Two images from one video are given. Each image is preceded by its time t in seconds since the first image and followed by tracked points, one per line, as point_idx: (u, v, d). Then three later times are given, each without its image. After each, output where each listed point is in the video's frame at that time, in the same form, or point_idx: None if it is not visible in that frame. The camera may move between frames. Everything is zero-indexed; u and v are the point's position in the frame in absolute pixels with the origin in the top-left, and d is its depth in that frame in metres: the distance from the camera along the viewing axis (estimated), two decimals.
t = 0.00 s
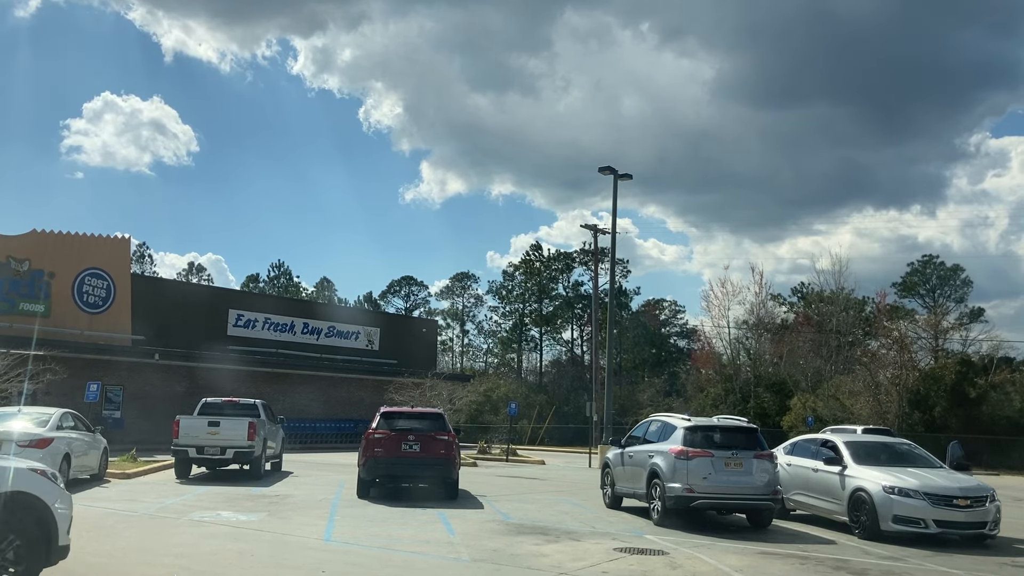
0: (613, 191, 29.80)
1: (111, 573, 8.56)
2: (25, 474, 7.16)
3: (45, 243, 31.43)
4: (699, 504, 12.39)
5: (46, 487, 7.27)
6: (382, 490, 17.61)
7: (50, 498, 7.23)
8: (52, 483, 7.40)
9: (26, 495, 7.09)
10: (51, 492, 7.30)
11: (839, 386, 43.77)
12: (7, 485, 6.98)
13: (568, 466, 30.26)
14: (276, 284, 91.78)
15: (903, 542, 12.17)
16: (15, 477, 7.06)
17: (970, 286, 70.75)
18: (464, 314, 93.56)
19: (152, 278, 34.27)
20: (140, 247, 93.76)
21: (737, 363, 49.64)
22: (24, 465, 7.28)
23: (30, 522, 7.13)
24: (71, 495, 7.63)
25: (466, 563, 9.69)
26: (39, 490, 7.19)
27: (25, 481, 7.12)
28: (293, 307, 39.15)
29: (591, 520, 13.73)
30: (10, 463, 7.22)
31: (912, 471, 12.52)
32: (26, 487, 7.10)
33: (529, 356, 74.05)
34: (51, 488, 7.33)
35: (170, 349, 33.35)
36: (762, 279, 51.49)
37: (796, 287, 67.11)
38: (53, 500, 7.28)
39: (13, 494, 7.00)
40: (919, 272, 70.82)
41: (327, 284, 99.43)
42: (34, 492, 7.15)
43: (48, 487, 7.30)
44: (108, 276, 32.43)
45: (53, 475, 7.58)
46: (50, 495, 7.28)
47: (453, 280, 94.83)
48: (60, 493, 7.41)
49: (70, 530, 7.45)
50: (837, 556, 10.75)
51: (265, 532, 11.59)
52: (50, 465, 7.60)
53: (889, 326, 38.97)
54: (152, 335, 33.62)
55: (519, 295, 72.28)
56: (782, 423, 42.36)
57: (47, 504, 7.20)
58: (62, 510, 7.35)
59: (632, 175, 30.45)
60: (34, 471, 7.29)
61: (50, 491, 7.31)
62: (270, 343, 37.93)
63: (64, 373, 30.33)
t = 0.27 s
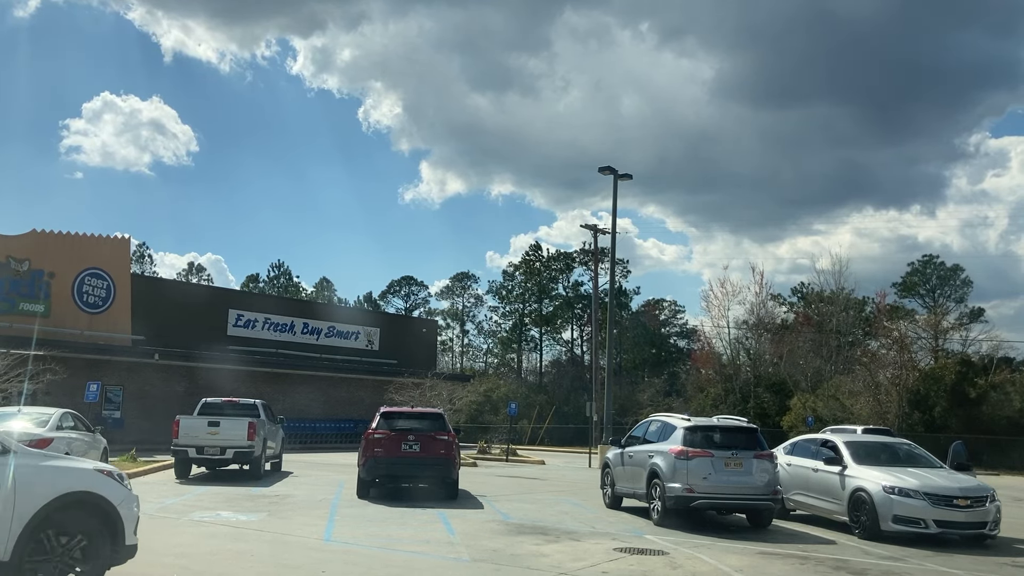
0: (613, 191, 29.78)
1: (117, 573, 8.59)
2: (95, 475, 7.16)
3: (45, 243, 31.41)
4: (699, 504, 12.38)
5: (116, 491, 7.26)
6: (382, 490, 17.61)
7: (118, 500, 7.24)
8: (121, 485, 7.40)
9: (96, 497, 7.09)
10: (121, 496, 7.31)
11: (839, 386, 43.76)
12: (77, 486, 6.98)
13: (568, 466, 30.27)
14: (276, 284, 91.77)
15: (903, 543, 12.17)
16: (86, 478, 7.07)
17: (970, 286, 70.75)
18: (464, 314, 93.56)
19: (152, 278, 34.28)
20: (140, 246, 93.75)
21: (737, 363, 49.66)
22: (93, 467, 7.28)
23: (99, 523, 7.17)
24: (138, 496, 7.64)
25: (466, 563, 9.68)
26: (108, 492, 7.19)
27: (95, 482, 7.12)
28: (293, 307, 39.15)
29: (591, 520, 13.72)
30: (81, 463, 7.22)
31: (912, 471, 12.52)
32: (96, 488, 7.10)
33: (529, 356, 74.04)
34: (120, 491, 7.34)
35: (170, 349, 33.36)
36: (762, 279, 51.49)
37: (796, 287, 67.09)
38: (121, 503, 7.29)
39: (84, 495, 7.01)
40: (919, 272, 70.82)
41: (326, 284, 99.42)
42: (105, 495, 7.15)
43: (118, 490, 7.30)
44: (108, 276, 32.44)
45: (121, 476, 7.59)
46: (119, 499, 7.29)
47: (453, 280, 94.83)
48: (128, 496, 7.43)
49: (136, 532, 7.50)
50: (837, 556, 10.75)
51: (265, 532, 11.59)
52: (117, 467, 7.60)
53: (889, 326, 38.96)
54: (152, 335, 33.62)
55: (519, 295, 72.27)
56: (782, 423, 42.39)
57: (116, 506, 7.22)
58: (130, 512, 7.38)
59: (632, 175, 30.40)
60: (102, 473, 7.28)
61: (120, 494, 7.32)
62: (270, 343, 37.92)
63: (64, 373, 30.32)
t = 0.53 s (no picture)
0: (613, 191, 29.77)
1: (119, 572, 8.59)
2: (147, 476, 7.19)
3: (45, 243, 31.38)
4: (699, 504, 12.39)
5: (169, 491, 7.29)
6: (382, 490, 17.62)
7: (171, 501, 7.27)
8: (174, 486, 7.44)
9: (149, 497, 7.11)
10: (173, 497, 7.33)
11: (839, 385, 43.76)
12: (132, 487, 7.01)
13: (568, 466, 30.27)
14: (276, 284, 91.77)
15: (903, 543, 12.18)
16: (139, 478, 7.10)
17: (970, 286, 70.74)
18: (464, 314, 93.58)
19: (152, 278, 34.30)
20: (140, 246, 93.75)
21: (737, 362, 49.69)
22: (146, 468, 7.31)
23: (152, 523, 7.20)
24: (191, 498, 7.67)
25: (466, 563, 9.69)
26: (161, 492, 7.22)
27: (148, 483, 7.15)
28: (293, 307, 39.16)
29: (591, 520, 13.73)
30: (134, 464, 7.26)
31: (912, 471, 12.53)
32: (151, 489, 7.13)
33: (529, 356, 74.03)
34: (173, 492, 7.36)
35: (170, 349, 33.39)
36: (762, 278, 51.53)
37: (796, 287, 67.07)
38: (173, 504, 7.32)
39: (140, 496, 7.04)
40: (919, 272, 70.83)
41: (326, 284, 99.41)
42: (159, 496, 7.17)
43: (171, 491, 7.34)
44: (108, 276, 32.49)
45: (174, 478, 7.63)
46: (172, 499, 7.32)
47: (453, 280, 94.86)
48: (181, 498, 7.46)
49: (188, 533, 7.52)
50: (837, 556, 10.75)
51: (266, 532, 11.59)
52: (171, 468, 7.63)
53: (889, 326, 38.97)
54: (152, 335, 33.64)
55: (519, 295, 72.28)
56: (782, 423, 42.44)
57: (169, 507, 7.25)
58: (182, 514, 7.41)
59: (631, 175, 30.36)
60: (155, 473, 7.31)
61: (173, 495, 7.35)
62: (269, 343, 37.93)
63: (64, 373, 30.28)
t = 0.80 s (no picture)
0: (613, 191, 29.74)
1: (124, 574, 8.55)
2: (217, 477, 7.14)
3: (45, 243, 31.39)
4: (699, 504, 12.39)
5: (237, 492, 7.21)
6: (382, 489, 17.61)
7: (240, 502, 7.19)
8: (243, 488, 7.37)
9: (217, 499, 7.05)
10: (242, 498, 7.26)
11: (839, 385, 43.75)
12: (200, 489, 6.96)
13: (568, 466, 30.25)
14: (276, 284, 91.77)
15: (903, 542, 12.18)
16: (207, 480, 7.05)
17: (970, 286, 70.71)
18: (464, 314, 93.60)
19: (152, 278, 34.32)
20: (141, 246, 93.72)
21: (737, 363, 49.67)
22: (215, 468, 7.26)
23: (220, 524, 7.13)
24: (262, 500, 7.58)
25: (466, 563, 9.68)
26: (230, 495, 7.15)
27: (216, 484, 7.08)
28: (293, 307, 39.16)
29: (591, 520, 13.73)
30: (204, 465, 7.22)
31: (912, 471, 12.52)
32: (218, 490, 7.07)
33: (529, 356, 74.02)
34: (241, 493, 7.29)
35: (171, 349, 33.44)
36: (762, 279, 51.54)
37: (796, 287, 67.04)
38: (242, 505, 7.23)
39: (208, 496, 6.98)
40: (919, 272, 70.81)
41: (326, 284, 99.39)
42: (226, 498, 7.10)
43: (240, 493, 7.25)
44: (108, 276, 32.50)
45: (244, 479, 7.55)
46: (240, 501, 7.23)
47: (453, 280, 94.87)
48: (250, 499, 7.37)
49: (259, 535, 7.43)
50: (837, 556, 10.75)
51: (266, 532, 11.59)
52: (240, 469, 7.55)
53: (889, 325, 38.99)
54: (152, 335, 33.65)
55: (519, 295, 72.28)
56: (782, 423, 42.46)
57: (236, 508, 7.18)
58: (252, 515, 7.31)
59: (631, 175, 30.30)
60: (224, 475, 7.25)
61: (241, 497, 7.27)
62: (269, 343, 37.93)
63: (64, 373, 30.26)
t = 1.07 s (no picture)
0: (613, 191, 29.71)
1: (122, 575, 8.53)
2: (276, 480, 7.08)
3: (44, 243, 31.35)
4: (698, 504, 12.37)
5: (298, 495, 7.13)
6: (382, 489, 17.60)
7: (300, 505, 7.12)
8: (304, 491, 7.27)
9: (277, 501, 7.01)
10: (302, 501, 7.17)
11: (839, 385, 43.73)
12: (259, 490, 6.94)
13: (568, 466, 30.25)
14: (276, 284, 91.76)
15: (903, 542, 12.17)
16: (267, 482, 7.01)
17: (970, 286, 70.69)
18: (463, 314, 93.60)
19: (152, 278, 34.30)
20: (141, 246, 93.70)
21: (737, 363, 49.64)
22: (276, 470, 7.21)
23: (281, 527, 7.08)
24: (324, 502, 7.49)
25: (466, 563, 9.66)
26: (290, 498, 7.08)
27: (275, 487, 7.04)
28: (293, 307, 39.14)
29: (591, 520, 13.71)
30: (265, 467, 7.18)
31: (912, 471, 12.50)
32: (276, 492, 7.02)
33: (529, 356, 74.00)
34: (302, 496, 7.20)
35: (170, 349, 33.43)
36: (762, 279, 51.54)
37: (796, 287, 66.98)
38: (302, 508, 7.16)
39: (266, 499, 6.95)
40: (919, 272, 70.78)
41: (326, 284, 99.37)
42: (285, 500, 7.04)
43: (300, 496, 7.17)
44: (108, 276, 32.48)
45: (308, 482, 7.49)
46: (301, 504, 7.15)
47: (453, 280, 94.86)
48: (312, 502, 7.27)
49: (322, 538, 7.35)
50: (837, 556, 10.74)
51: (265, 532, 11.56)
52: (304, 471, 7.45)
53: (889, 326, 38.99)
54: (152, 335, 33.65)
55: (518, 295, 72.26)
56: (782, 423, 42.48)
57: (297, 511, 7.11)
58: (314, 518, 7.22)
59: (631, 175, 30.25)
60: (285, 477, 7.18)
61: (302, 500, 7.19)
62: (269, 343, 37.91)
63: (64, 373, 30.22)
